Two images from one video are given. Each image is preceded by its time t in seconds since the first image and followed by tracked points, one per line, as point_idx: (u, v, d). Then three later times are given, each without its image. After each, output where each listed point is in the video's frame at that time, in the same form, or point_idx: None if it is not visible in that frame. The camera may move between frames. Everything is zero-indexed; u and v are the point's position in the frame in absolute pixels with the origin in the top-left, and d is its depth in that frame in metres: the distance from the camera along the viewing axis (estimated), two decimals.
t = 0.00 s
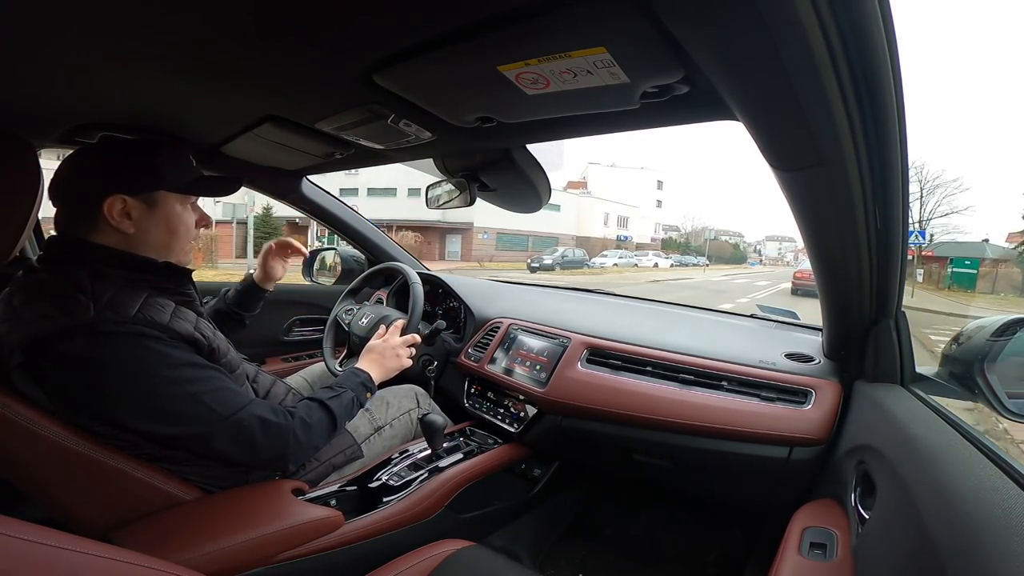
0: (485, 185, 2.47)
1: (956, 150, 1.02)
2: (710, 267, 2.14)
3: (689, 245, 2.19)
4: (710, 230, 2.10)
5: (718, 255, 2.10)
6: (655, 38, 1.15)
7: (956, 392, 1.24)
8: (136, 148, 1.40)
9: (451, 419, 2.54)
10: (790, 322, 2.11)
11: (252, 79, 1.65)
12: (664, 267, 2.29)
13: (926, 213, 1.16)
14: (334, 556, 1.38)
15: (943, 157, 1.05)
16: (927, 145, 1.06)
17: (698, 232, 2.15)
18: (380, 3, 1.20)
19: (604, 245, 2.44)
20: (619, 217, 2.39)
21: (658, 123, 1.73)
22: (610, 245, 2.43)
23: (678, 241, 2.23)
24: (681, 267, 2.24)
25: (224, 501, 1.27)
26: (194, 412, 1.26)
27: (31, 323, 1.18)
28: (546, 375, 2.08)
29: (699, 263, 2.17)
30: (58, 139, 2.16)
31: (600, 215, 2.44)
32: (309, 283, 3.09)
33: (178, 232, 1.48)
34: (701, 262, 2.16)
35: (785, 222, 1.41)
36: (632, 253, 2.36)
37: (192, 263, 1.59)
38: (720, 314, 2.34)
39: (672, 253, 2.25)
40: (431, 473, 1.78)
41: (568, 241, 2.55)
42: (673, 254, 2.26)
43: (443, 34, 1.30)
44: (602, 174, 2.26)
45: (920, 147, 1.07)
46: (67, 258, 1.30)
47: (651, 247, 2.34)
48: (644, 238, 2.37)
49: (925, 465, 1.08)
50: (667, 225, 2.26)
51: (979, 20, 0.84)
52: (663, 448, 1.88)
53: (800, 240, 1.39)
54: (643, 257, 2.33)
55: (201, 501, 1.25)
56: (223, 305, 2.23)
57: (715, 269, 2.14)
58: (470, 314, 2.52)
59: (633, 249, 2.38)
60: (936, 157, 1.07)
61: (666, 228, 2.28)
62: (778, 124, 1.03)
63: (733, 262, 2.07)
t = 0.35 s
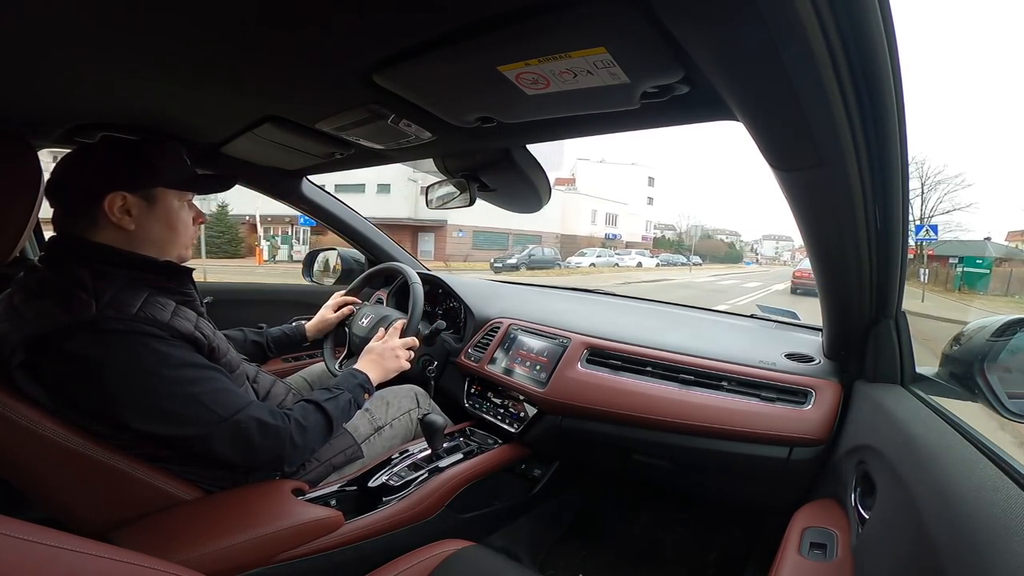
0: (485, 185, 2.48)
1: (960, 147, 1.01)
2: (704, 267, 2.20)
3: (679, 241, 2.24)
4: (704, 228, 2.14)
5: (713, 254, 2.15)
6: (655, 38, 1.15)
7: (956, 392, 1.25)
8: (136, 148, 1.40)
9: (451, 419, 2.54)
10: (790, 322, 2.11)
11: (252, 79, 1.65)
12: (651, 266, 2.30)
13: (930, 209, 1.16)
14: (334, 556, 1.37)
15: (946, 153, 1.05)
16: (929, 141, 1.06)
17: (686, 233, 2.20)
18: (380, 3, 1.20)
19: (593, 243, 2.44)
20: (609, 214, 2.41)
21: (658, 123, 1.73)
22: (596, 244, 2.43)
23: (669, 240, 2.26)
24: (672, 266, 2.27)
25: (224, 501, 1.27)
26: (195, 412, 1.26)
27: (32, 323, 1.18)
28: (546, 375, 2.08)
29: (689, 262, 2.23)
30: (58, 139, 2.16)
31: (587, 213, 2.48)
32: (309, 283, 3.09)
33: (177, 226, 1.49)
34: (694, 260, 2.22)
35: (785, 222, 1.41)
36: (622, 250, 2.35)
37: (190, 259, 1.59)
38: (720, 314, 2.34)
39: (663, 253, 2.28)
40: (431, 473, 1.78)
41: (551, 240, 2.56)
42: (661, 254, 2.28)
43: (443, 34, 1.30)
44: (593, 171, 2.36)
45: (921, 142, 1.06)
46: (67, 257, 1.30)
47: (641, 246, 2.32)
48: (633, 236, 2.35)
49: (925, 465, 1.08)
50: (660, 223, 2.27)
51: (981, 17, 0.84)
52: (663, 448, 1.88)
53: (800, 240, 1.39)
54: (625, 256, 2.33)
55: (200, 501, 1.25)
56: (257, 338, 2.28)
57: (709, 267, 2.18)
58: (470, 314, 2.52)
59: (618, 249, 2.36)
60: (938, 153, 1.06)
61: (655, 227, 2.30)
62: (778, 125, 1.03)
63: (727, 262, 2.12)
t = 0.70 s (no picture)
0: (485, 185, 2.48)
1: (962, 144, 1.00)
2: (698, 268, 2.14)
3: (670, 242, 2.21)
4: (701, 228, 2.09)
5: (706, 255, 2.10)
6: (655, 38, 1.15)
7: (956, 392, 1.25)
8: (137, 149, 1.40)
9: (451, 419, 2.54)
10: (790, 322, 2.11)
11: (252, 79, 1.65)
12: (635, 267, 2.36)
13: (932, 208, 1.14)
14: (335, 556, 1.37)
15: (947, 150, 1.04)
16: (930, 136, 1.04)
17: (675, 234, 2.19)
18: (381, 3, 1.20)
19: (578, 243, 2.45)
20: (598, 214, 2.47)
21: (657, 123, 1.73)
22: (579, 243, 2.46)
23: (660, 240, 2.25)
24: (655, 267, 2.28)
25: (224, 501, 1.27)
26: (195, 412, 1.26)
27: (30, 323, 1.18)
28: (546, 375, 2.08)
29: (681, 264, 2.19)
30: (58, 138, 2.16)
31: (574, 212, 2.49)
32: (309, 283, 3.09)
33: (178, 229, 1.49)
34: (688, 261, 2.17)
35: (785, 222, 1.41)
36: (609, 250, 2.41)
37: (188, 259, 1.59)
38: (720, 313, 2.34)
39: (647, 255, 2.30)
40: (431, 473, 1.78)
41: (532, 245, 2.59)
42: (648, 256, 2.31)
43: (444, 33, 1.30)
44: (585, 171, 2.36)
45: (921, 137, 1.06)
46: (67, 256, 1.30)
47: (631, 247, 2.38)
48: (624, 237, 2.42)
49: (925, 465, 1.08)
50: (655, 224, 2.28)
51: (981, 10, 0.83)
52: (663, 448, 1.88)
53: (799, 240, 1.39)
54: (607, 257, 2.41)
55: (200, 501, 1.25)
56: (258, 340, 2.26)
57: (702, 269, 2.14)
58: (470, 314, 2.52)
59: (598, 248, 2.43)
60: (940, 150, 1.05)
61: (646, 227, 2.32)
62: (777, 124, 1.02)
63: (721, 263, 2.07)
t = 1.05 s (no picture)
0: (485, 185, 2.48)
1: (965, 139, 0.99)
2: (690, 267, 2.21)
3: (665, 240, 2.25)
4: (697, 228, 2.15)
5: (701, 254, 2.17)
6: (655, 38, 1.15)
7: (955, 392, 1.25)
8: (135, 147, 1.40)
9: (451, 419, 2.54)
10: (790, 323, 2.11)
11: (252, 79, 1.65)
12: (614, 266, 2.39)
13: (934, 203, 1.13)
14: (334, 556, 1.37)
15: (950, 143, 1.03)
16: (932, 130, 1.04)
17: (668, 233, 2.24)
18: (381, 3, 1.20)
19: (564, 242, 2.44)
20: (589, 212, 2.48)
21: (658, 123, 1.73)
22: (562, 240, 2.47)
23: (653, 237, 2.28)
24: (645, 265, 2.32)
25: (224, 500, 1.27)
26: (196, 413, 1.26)
27: (31, 323, 1.18)
28: (546, 375, 2.08)
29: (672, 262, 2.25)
30: (58, 138, 2.16)
31: (560, 210, 2.52)
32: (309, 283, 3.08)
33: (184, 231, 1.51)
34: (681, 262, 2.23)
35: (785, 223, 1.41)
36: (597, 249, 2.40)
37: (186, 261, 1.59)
38: (720, 314, 2.34)
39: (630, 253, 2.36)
40: (431, 473, 1.78)
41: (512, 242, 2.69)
42: (638, 253, 2.34)
43: (444, 33, 1.30)
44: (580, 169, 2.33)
45: (923, 131, 1.05)
46: (69, 256, 1.30)
47: (624, 246, 2.40)
48: (615, 237, 2.43)
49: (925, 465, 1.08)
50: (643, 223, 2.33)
51: (981, 7, 0.85)
52: (663, 448, 1.88)
53: (799, 240, 1.39)
54: (583, 256, 2.41)
55: (200, 501, 1.25)
56: (258, 340, 2.27)
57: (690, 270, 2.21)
58: (470, 314, 2.52)
59: (580, 245, 2.44)
60: (943, 144, 1.04)
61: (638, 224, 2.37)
62: (777, 125, 1.03)
63: (712, 262, 2.15)
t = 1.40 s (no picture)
0: (485, 185, 2.48)
1: (970, 134, 0.98)
2: (683, 268, 2.15)
3: (659, 241, 2.19)
4: (697, 227, 2.10)
5: (696, 254, 2.11)
6: (654, 37, 1.15)
7: (955, 392, 1.25)
8: (134, 147, 1.40)
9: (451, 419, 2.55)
10: (790, 322, 2.11)
11: (252, 79, 1.65)
12: (588, 266, 2.45)
13: (939, 200, 1.12)
14: (335, 556, 1.37)
15: (954, 138, 1.02)
16: (935, 125, 1.03)
17: (661, 233, 2.19)
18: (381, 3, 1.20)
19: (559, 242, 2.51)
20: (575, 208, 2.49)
21: (658, 123, 1.73)
22: (536, 241, 2.58)
23: (646, 237, 2.21)
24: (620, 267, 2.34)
25: (225, 500, 1.27)
26: (218, 381, 1.29)
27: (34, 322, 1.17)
28: (546, 375, 2.08)
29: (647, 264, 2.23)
30: (59, 139, 2.16)
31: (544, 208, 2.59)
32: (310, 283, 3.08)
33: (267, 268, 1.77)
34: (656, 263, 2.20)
35: (785, 223, 1.41)
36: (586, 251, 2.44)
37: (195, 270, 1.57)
38: (721, 313, 2.34)
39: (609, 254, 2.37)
40: (431, 473, 1.78)
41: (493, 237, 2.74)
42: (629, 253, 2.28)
43: (444, 34, 1.30)
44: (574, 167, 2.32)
45: (928, 126, 1.04)
46: (70, 258, 1.30)
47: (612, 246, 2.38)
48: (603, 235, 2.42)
49: (925, 465, 1.08)
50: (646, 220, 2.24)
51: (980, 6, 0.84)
52: (664, 448, 1.88)
53: (799, 240, 1.39)
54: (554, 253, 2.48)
55: (200, 501, 1.25)
56: (258, 341, 2.27)
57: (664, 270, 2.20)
58: (470, 314, 2.52)
59: (558, 242, 2.51)
60: (947, 139, 1.03)
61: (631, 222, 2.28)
62: (777, 126, 1.03)
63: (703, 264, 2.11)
